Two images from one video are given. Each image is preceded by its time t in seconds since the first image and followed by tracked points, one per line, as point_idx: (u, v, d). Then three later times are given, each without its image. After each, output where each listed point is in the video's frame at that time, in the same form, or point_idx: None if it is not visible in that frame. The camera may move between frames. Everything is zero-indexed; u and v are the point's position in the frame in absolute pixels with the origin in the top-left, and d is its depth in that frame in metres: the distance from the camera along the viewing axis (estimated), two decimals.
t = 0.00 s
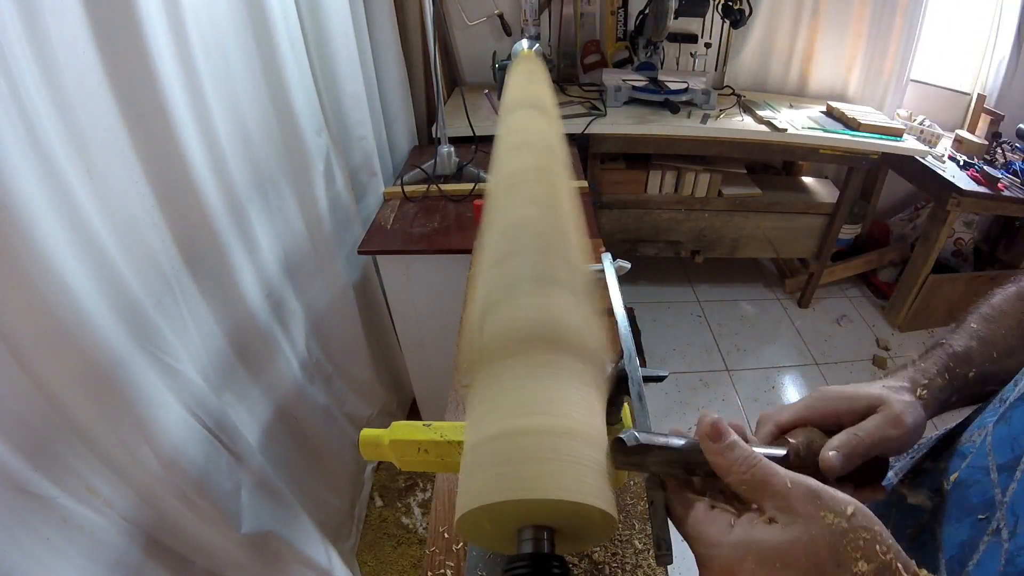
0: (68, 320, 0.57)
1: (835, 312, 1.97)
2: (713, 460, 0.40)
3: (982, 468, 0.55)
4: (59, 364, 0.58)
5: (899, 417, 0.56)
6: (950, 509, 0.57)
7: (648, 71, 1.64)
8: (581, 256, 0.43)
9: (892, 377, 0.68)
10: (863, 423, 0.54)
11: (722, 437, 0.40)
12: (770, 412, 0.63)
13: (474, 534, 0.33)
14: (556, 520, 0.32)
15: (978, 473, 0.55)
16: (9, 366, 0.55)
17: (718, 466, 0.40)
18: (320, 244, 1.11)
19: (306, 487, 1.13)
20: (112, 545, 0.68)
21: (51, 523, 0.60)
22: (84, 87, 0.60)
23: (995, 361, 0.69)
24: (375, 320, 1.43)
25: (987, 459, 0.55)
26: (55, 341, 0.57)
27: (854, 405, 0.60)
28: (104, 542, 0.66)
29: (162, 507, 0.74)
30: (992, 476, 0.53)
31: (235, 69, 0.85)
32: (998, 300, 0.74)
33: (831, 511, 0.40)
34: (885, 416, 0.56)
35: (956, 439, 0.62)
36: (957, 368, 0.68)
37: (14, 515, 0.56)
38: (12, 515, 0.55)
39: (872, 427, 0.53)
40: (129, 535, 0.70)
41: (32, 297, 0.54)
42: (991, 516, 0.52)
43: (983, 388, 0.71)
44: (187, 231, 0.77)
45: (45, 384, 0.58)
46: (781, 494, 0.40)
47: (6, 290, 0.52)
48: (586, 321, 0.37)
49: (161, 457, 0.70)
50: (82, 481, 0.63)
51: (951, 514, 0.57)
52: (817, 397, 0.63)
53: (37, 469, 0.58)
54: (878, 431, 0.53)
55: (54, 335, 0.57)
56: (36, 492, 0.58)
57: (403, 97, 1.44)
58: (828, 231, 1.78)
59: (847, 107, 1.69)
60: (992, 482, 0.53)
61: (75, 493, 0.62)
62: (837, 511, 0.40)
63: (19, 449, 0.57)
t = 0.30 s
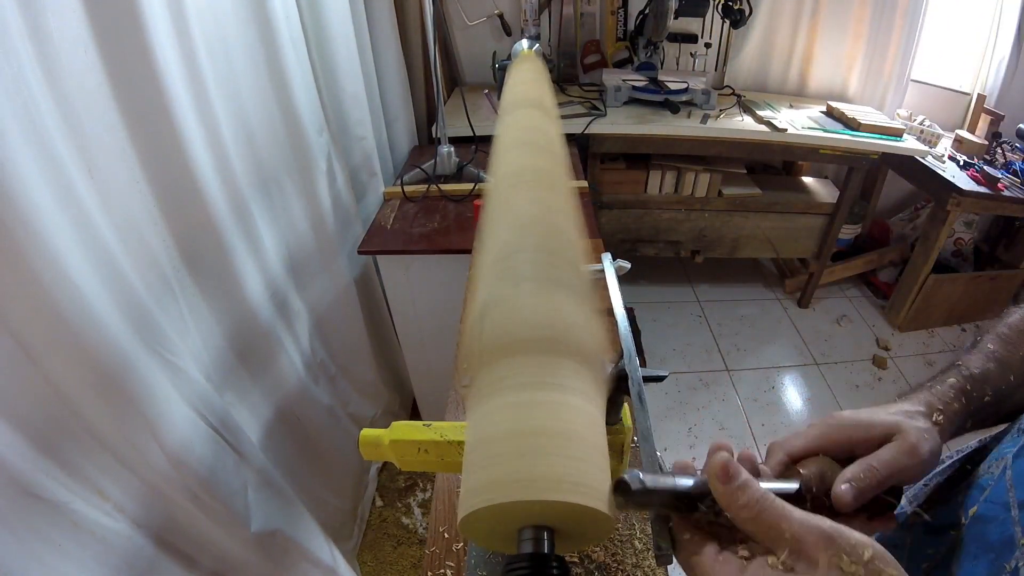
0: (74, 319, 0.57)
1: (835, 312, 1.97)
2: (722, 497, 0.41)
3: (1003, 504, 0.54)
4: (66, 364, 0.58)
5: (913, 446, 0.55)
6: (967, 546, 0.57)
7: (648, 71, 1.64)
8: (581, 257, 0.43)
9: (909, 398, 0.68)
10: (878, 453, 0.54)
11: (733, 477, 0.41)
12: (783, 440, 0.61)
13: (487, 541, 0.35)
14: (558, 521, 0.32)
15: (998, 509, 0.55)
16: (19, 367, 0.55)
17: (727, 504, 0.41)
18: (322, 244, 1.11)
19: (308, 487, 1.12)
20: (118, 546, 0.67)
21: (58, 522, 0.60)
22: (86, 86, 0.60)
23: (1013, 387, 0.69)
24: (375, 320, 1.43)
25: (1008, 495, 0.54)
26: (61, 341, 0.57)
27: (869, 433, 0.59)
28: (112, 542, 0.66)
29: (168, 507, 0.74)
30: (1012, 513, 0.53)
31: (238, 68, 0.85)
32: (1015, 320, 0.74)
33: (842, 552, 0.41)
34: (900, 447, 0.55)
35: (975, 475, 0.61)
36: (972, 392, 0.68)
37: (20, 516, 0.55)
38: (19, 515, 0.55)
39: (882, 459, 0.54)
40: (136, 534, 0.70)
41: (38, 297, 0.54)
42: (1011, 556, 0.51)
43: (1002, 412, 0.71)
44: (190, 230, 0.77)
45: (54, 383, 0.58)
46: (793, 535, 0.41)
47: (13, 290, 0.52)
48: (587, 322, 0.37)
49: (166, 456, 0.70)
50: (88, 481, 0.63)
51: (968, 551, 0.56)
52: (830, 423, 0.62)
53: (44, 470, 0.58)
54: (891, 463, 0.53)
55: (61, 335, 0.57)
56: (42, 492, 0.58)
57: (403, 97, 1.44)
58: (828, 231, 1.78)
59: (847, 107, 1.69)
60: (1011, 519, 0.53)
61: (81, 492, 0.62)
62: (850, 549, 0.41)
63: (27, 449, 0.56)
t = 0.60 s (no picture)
0: (73, 319, 0.57)
1: (835, 312, 1.97)
2: (728, 474, 0.43)
3: (996, 495, 0.55)
4: (65, 363, 0.58)
5: (912, 433, 0.56)
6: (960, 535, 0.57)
7: (648, 72, 1.64)
8: (581, 255, 0.43)
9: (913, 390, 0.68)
10: (878, 440, 0.54)
11: (740, 455, 0.43)
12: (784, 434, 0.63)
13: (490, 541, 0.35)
14: (559, 521, 0.32)
15: (990, 500, 0.55)
16: (21, 368, 0.55)
17: (733, 481, 0.43)
18: (322, 244, 1.11)
19: (308, 487, 1.13)
20: (118, 546, 0.67)
21: (58, 522, 0.60)
22: (85, 86, 0.60)
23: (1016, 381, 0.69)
24: (376, 320, 1.43)
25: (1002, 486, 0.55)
26: (60, 340, 0.57)
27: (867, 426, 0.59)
28: (111, 542, 0.66)
29: (168, 507, 0.74)
30: (1005, 504, 0.53)
31: (238, 68, 0.85)
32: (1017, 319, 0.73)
33: (842, 541, 0.40)
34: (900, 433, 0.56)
35: (966, 465, 0.62)
36: (977, 385, 0.68)
37: (20, 516, 0.55)
38: (18, 516, 0.55)
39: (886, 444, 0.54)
40: (136, 535, 0.70)
41: (37, 296, 0.54)
42: (998, 543, 0.51)
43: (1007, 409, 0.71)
44: (190, 230, 0.77)
45: (53, 383, 0.58)
46: (792, 521, 0.41)
47: (13, 289, 0.52)
48: (586, 321, 0.37)
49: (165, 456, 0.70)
50: (88, 481, 0.63)
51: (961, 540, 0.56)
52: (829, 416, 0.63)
53: (44, 471, 0.58)
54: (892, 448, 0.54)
55: (60, 334, 0.57)
56: (42, 492, 0.58)
57: (403, 97, 1.44)
58: (828, 230, 1.78)
59: (848, 107, 1.69)
60: (1004, 510, 0.53)
61: (80, 492, 0.62)
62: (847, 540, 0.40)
63: (27, 450, 0.56)
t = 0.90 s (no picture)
0: (73, 318, 0.57)
1: (835, 312, 1.97)
2: (735, 526, 0.43)
3: (998, 509, 0.56)
4: (66, 363, 0.58)
5: (919, 471, 0.57)
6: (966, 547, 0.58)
7: (648, 72, 1.64)
8: (580, 255, 0.43)
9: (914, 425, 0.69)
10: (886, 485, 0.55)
11: (748, 507, 0.43)
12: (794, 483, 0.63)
13: (494, 544, 0.35)
14: (558, 521, 0.32)
15: (991, 513, 0.56)
16: (22, 368, 0.55)
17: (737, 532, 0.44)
18: (322, 244, 1.11)
19: (308, 487, 1.12)
20: (118, 546, 0.67)
21: (58, 523, 0.60)
22: (85, 86, 0.60)
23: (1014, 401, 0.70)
24: (376, 320, 1.43)
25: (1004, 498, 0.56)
26: (60, 340, 0.57)
27: (876, 467, 0.60)
28: (111, 543, 0.66)
29: (168, 508, 0.73)
30: (1006, 518, 0.54)
31: (238, 68, 0.85)
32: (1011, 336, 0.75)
33: None
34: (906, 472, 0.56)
35: (970, 476, 0.63)
36: (978, 409, 0.68)
37: (20, 516, 0.55)
38: (18, 516, 0.55)
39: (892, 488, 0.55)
40: (136, 535, 0.70)
41: (36, 296, 0.54)
42: (1000, 557, 0.52)
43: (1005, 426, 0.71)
44: (190, 230, 0.77)
45: (53, 383, 0.58)
46: None
47: (13, 289, 0.52)
48: (586, 322, 0.37)
49: (165, 457, 0.70)
50: (88, 481, 0.63)
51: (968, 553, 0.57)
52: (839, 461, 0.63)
53: (46, 472, 0.58)
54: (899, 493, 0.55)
55: (61, 334, 0.57)
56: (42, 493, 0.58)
57: (403, 97, 1.44)
58: (828, 230, 1.78)
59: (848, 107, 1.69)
60: (1005, 522, 0.54)
61: (80, 493, 0.62)
62: None
63: (25, 450, 0.56)
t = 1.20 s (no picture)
0: (75, 318, 0.57)
1: (835, 312, 1.97)
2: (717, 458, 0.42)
3: (988, 494, 0.56)
4: (68, 362, 0.58)
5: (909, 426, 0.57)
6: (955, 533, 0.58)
7: (648, 72, 1.64)
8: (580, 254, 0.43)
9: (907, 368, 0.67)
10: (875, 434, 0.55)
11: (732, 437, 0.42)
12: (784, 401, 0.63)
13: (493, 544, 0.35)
14: (559, 520, 0.32)
15: (983, 499, 0.56)
16: (22, 367, 0.55)
17: (718, 463, 0.42)
18: (322, 244, 1.11)
19: (309, 487, 1.13)
20: (119, 546, 0.67)
21: (60, 523, 0.60)
22: (87, 87, 0.60)
23: (1009, 363, 0.69)
24: (376, 320, 1.43)
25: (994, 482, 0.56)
26: (62, 340, 0.57)
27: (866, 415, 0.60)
28: (113, 543, 0.66)
29: (169, 508, 0.73)
30: (997, 502, 0.54)
31: (239, 68, 0.85)
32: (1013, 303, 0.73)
33: (814, 524, 0.42)
34: (894, 426, 0.57)
35: (962, 464, 0.63)
36: (973, 366, 0.67)
37: (21, 517, 0.56)
38: (20, 516, 0.55)
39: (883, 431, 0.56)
40: (136, 535, 0.70)
41: (36, 296, 0.54)
42: (993, 543, 0.52)
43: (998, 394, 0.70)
44: (191, 230, 0.77)
45: (54, 381, 0.58)
46: (770, 503, 0.42)
47: (14, 289, 0.52)
48: (586, 320, 0.37)
49: (166, 457, 0.70)
50: (89, 481, 0.63)
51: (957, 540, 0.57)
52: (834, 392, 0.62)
53: (46, 471, 0.58)
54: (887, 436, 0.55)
55: (63, 334, 0.57)
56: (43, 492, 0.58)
57: (403, 97, 1.44)
58: (828, 230, 1.78)
59: (847, 107, 1.69)
60: (997, 507, 0.54)
61: (81, 492, 0.62)
62: (816, 520, 0.42)
63: (28, 450, 0.56)
